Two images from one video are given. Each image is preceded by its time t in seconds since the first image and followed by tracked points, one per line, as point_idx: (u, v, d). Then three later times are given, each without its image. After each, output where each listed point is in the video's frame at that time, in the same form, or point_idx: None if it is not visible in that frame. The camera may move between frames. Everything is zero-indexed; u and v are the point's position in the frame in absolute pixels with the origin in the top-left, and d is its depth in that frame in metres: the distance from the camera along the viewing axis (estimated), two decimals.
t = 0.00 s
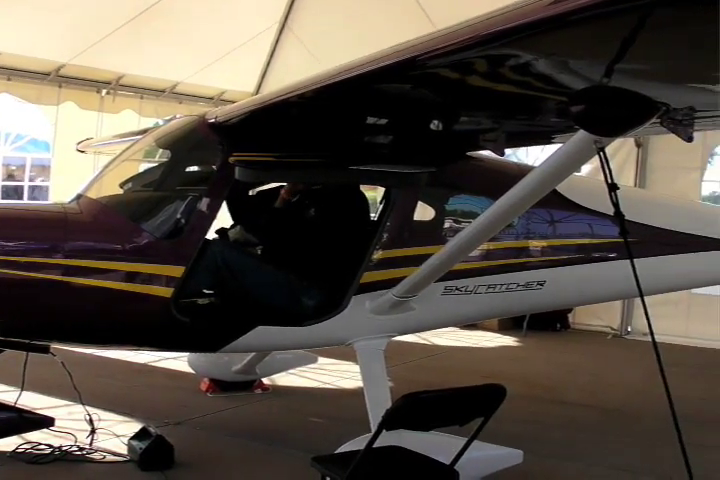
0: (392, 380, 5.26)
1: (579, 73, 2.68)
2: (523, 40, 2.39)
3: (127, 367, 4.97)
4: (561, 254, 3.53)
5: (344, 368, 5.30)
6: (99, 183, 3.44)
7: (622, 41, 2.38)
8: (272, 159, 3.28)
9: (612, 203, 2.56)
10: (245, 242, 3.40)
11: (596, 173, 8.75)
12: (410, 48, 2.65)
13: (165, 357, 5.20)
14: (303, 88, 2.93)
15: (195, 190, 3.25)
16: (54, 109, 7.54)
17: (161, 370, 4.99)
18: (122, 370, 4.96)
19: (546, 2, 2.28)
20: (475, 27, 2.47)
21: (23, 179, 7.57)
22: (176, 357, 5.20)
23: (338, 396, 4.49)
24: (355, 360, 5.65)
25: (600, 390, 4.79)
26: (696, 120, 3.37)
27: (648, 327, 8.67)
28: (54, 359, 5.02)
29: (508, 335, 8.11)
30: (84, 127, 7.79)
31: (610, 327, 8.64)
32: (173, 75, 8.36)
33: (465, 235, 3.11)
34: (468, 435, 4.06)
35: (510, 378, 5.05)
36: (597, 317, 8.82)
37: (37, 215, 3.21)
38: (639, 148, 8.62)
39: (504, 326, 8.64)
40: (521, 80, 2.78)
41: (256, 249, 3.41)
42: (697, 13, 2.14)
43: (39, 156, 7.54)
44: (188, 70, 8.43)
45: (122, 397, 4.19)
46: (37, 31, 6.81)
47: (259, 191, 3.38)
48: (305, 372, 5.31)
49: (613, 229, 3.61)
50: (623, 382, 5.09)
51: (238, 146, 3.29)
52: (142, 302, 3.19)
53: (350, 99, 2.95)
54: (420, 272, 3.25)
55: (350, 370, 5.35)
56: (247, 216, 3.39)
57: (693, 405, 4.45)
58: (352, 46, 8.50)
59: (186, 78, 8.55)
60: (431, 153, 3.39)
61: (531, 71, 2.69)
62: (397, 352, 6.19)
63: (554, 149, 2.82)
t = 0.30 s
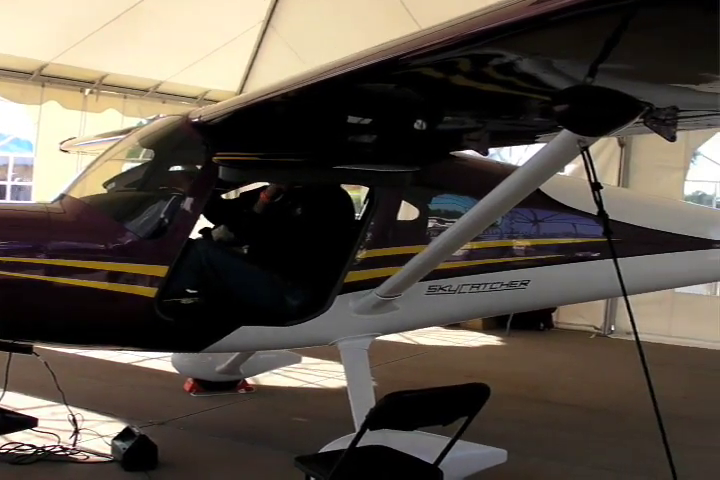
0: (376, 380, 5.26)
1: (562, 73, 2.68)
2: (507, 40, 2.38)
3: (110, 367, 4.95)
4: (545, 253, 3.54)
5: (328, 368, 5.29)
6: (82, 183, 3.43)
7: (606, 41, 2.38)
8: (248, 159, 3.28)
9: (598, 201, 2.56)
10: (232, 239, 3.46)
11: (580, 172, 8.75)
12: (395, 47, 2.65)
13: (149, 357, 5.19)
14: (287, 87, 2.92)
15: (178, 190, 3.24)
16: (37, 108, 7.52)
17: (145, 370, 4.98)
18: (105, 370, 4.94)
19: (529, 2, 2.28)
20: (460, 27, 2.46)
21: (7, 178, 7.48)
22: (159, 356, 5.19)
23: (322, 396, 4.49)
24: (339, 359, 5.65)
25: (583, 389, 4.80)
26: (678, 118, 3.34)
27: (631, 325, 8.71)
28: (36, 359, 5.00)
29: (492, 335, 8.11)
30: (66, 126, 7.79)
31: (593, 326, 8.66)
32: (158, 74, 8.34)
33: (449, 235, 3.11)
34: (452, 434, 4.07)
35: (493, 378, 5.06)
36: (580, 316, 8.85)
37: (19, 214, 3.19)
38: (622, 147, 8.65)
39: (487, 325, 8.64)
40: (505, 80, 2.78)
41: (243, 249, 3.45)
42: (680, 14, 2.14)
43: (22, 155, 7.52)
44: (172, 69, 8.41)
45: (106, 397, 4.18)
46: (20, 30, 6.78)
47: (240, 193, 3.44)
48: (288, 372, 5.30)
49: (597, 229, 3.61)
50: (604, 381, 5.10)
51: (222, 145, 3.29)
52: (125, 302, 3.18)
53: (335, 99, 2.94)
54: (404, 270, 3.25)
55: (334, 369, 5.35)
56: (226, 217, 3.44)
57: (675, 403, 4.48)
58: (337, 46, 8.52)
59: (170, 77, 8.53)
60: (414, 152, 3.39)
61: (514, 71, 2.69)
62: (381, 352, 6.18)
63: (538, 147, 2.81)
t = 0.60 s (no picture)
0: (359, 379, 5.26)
1: (545, 73, 2.67)
2: (489, 39, 2.38)
3: (93, 367, 4.94)
4: (528, 252, 3.55)
5: (313, 367, 5.29)
6: (65, 182, 3.42)
7: (588, 40, 2.38)
8: (243, 158, 3.29)
9: (578, 202, 2.56)
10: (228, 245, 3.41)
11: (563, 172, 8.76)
12: (379, 46, 2.65)
13: (132, 357, 5.17)
14: (270, 87, 2.91)
15: (161, 189, 3.23)
16: (20, 107, 7.47)
17: (128, 370, 4.96)
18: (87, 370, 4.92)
19: (512, 2, 2.28)
20: (443, 26, 2.46)
21: None
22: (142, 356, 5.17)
23: (306, 395, 4.49)
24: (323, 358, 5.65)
25: (566, 387, 4.82)
26: (661, 118, 3.37)
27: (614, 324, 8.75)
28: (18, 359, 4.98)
29: (477, 334, 8.13)
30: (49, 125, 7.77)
31: (577, 325, 8.70)
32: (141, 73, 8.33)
33: (431, 234, 3.12)
34: (436, 433, 4.07)
35: (476, 377, 5.07)
36: (563, 315, 8.88)
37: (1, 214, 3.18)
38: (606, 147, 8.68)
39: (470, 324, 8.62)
40: (488, 79, 2.77)
41: (238, 252, 3.40)
42: (661, 14, 2.15)
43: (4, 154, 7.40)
44: (156, 68, 8.41)
45: (90, 398, 4.17)
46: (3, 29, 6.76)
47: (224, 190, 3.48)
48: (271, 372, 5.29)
49: (580, 228, 3.60)
50: (586, 379, 5.12)
51: (205, 145, 3.28)
52: (109, 301, 3.17)
53: (318, 99, 2.95)
54: (388, 270, 3.25)
55: (319, 369, 5.36)
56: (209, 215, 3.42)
57: (657, 402, 4.50)
58: (322, 46, 8.55)
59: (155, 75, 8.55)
60: (397, 152, 3.40)
61: (497, 70, 2.68)
62: (365, 352, 6.19)
63: (521, 147, 2.82)
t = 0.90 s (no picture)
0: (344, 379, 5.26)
1: (529, 73, 2.67)
2: (474, 40, 2.38)
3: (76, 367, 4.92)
4: (513, 251, 3.56)
5: (298, 367, 5.29)
6: (49, 182, 3.40)
7: (573, 41, 2.38)
8: (220, 158, 3.27)
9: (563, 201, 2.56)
10: (217, 248, 3.36)
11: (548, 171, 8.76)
12: (366, 46, 2.64)
13: (116, 357, 5.16)
14: (256, 86, 2.91)
15: (146, 189, 3.23)
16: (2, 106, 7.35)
17: (112, 370, 4.95)
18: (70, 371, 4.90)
19: (498, 3, 2.28)
20: (428, 26, 2.45)
21: None
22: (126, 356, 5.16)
23: (290, 395, 4.50)
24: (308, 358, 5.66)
25: (549, 386, 4.84)
26: (645, 119, 3.37)
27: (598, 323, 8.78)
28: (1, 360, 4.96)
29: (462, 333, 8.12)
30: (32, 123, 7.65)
31: (561, 324, 8.72)
32: (126, 72, 8.26)
33: (417, 233, 3.12)
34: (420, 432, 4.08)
35: (460, 376, 5.09)
36: (548, 314, 8.90)
37: None
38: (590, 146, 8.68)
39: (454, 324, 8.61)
40: (472, 79, 2.77)
41: (229, 258, 3.36)
42: (647, 13, 2.15)
43: None
44: (141, 67, 8.37)
45: (75, 398, 4.16)
46: None
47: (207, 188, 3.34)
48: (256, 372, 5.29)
49: (564, 227, 3.63)
50: (569, 379, 5.13)
51: (189, 145, 3.28)
52: (93, 301, 3.17)
53: (303, 98, 2.94)
54: (374, 269, 3.26)
55: (304, 368, 5.36)
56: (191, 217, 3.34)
57: (640, 401, 4.52)
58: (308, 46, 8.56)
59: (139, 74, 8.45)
60: (381, 152, 3.40)
61: (483, 71, 2.68)
62: (350, 351, 6.19)
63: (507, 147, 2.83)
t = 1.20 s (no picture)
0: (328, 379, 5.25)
1: (513, 72, 2.66)
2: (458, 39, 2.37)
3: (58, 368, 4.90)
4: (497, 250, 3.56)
5: (283, 367, 5.28)
6: (33, 181, 3.39)
7: (556, 41, 2.38)
8: (206, 157, 3.27)
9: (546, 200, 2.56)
10: (201, 247, 3.39)
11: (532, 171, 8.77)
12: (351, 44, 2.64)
13: (100, 358, 5.14)
14: (240, 85, 2.90)
15: (130, 189, 3.22)
16: None
17: (95, 370, 4.94)
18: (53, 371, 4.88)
19: (482, 2, 2.27)
20: (412, 25, 2.44)
21: None
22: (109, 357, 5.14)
23: (274, 395, 4.49)
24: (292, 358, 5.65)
25: (532, 385, 4.86)
26: (628, 119, 3.38)
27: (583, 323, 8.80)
28: None
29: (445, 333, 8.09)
30: (15, 121, 7.45)
31: (545, 324, 8.71)
32: (109, 72, 8.19)
33: (399, 233, 3.12)
34: (405, 432, 4.08)
35: (443, 375, 5.09)
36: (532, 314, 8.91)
37: None
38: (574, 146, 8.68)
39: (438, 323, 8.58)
40: (456, 79, 2.77)
41: (213, 258, 3.39)
42: (630, 13, 2.15)
43: None
44: (126, 67, 8.30)
45: (58, 398, 4.14)
46: None
47: (195, 189, 3.48)
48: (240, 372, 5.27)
49: (548, 226, 3.64)
50: (552, 378, 5.14)
51: (173, 144, 3.27)
52: (78, 301, 3.15)
53: (288, 97, 2.93)
54: (356, 269, 3.26)
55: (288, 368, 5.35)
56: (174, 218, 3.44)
57: (624, 400, 4.53)
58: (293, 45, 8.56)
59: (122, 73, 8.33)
60: (365, 151, 3.40)
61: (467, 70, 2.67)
62: (334, 351, 6.20)
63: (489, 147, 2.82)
